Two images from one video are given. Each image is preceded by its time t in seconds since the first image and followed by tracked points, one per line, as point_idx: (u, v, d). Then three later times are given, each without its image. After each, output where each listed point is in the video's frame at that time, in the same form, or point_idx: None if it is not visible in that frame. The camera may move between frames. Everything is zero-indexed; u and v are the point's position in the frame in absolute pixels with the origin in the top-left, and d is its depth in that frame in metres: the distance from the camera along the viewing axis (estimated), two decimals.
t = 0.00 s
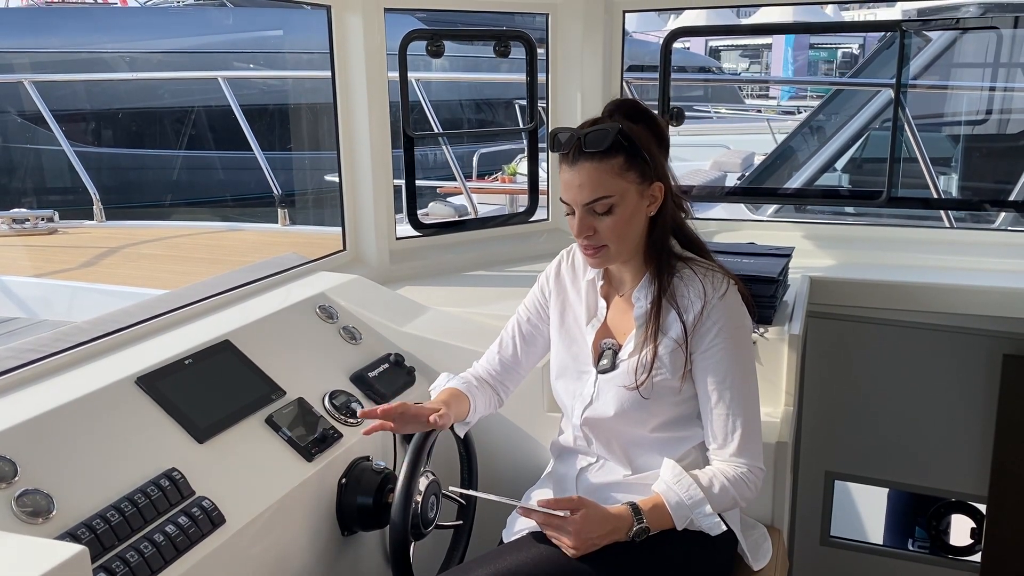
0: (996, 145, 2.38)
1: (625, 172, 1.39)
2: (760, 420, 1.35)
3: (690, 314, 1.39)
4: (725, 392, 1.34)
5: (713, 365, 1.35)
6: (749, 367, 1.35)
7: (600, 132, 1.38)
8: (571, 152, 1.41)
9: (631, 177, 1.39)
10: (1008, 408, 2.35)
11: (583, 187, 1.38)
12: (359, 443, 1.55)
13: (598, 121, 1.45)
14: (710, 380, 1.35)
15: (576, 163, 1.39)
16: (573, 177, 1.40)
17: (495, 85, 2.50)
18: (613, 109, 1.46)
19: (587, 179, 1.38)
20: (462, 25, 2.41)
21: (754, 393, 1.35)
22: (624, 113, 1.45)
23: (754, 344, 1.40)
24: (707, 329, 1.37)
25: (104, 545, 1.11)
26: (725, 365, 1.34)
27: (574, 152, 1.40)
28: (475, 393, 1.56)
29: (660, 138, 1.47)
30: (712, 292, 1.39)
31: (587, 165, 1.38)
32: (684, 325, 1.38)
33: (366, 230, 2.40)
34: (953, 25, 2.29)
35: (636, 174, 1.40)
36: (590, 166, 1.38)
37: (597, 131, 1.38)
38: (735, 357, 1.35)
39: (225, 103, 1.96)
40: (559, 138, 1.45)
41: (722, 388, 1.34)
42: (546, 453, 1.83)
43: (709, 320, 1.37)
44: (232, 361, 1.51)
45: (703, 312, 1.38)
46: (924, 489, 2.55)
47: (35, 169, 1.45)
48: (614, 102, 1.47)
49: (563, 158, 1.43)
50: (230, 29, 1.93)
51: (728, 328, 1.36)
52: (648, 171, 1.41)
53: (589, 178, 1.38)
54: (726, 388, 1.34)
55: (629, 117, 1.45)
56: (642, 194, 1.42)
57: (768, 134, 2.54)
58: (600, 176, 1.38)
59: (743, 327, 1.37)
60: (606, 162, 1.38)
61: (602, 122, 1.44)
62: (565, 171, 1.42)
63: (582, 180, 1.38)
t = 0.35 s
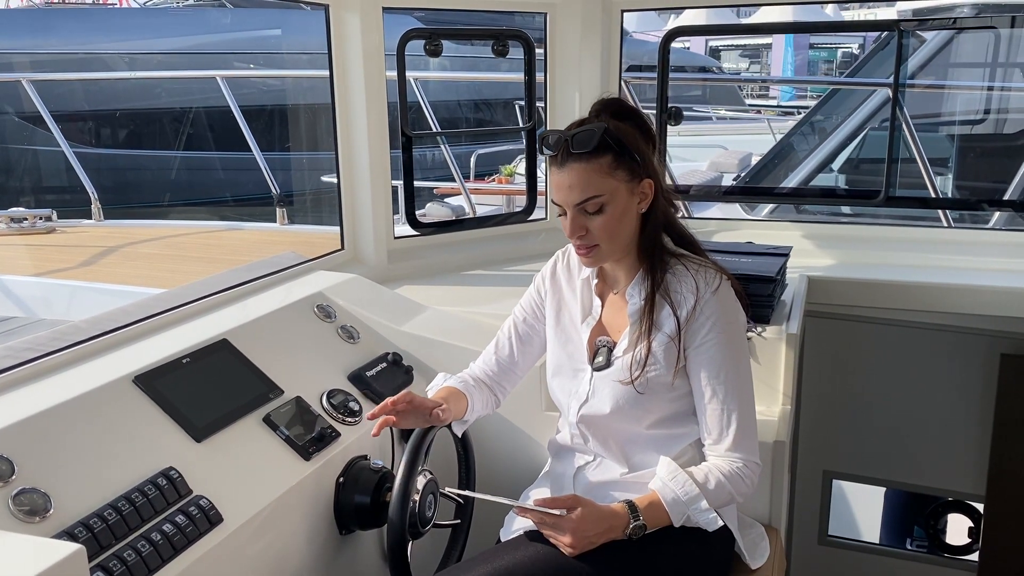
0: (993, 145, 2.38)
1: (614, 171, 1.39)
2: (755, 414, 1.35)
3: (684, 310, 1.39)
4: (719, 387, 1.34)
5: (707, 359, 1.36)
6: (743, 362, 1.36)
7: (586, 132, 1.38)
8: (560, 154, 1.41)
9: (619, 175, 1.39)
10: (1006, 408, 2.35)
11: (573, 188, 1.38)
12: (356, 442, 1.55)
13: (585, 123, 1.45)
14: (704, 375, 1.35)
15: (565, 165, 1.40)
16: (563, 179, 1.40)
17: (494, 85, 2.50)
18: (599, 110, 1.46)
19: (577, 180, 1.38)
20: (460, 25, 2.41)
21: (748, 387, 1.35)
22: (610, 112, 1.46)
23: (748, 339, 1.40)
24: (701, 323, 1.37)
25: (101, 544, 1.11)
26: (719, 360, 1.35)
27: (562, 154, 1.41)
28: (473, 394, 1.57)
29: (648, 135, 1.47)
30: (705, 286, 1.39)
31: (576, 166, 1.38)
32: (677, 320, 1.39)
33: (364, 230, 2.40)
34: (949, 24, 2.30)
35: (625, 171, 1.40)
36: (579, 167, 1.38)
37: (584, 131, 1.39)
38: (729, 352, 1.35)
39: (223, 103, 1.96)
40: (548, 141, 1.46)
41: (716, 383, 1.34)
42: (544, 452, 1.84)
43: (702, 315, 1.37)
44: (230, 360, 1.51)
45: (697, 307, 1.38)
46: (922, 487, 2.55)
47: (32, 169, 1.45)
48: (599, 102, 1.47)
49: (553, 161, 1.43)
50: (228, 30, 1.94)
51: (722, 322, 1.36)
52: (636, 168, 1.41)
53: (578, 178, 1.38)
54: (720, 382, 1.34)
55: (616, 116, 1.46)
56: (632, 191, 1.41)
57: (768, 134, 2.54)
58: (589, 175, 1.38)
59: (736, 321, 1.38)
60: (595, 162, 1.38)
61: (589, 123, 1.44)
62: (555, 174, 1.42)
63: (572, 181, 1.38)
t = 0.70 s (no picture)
0: (992, 141, 2.38)
1: (611, 166, 1.39)
2: (755, 409, 1.35)
3: (683, 305, 1.39)
4: (718, 382, 1.34)
5: (706, 354, 1.36)
6: (742, 356, 1.36)
7: (584, 128, 1.38)
8: (558, 148, 1.41)
9: (617, 170, 1.39)
10: (1004, 404, 2.35)
11: (570, 183, 1.38)
12: (355, 438, 1.55)
13: (584, 118, 1.45)
14: (703, 370, 1.36)
15: (562, 160, 1.39)
16: (560, 173, 1.40)
17: (492, 82, 2.49)
18: (598, 106, 1.46)
19: (574, 174, 1.38)
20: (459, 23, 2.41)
21: (748, 382, 1.35)
22: (609, 109, 1.46)
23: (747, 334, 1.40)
24: (701, 318, 1.37)
25: (101, 540, 1.11)
26: (719, 354, 1.35)
27: (560, 149, 1.40)
28: (474, 390, 1.57)
29: (646, 132, 1.47)
30: (704, 282, 1.39)
31: (574, 161, 1.38)
32: (677, 315, 1.39)
33: (363, 227, 2.40)
34: (948, 21, 2.30)
35: (622, 167, 1.40)
36: (576, 162, 1.38)
37: (582, 127, 1.38)
38: (728, 347, 1.35)
39: (222, 101, 1.96)
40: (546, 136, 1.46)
41: (715, 377, 1.34)
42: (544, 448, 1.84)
43: (701, 310, 1.37)
44: (229, 357, 1.51)
45: (696, 302, 1.38)
46: (920, 483, 2.55)
47: (31, 166, 1.45)
48: (598, 98, 1.48)
49: (550, 155, 1.43)
50: (227, 27, 1.94)
51: (721, 317, 1.36)
52: (633, 164, 1.41)
53: (575, 173, 1.38)
54: (719, 377, 1.34)
55: (615, 113, 1.46)
56: (630, 187, 1.42)
57: (768, 134, 2.54)
58: (587, 171, 1.38)
59: (736, 316, 1.38)
60: (592, 157, 1.38)
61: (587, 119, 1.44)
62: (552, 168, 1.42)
63: (569, 176, 1.38)
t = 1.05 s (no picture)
0: (993, 137, 2.37)
1: (646, 150, 1.41)
2: (752, 403, 1.36)
3: (680, 300, 1.40)
4: (716, 376, 1.34)
5: (703, 349, 1.36)
6: (739, 351, 1.36)
7: (629, 105, 1.40)
8: (596, 120, 1.42)
9: (648, 157, 1.42)
10: (1005, 400, 2.35)
11: (605, 154, 1.39)
12: (356, 436, 1.55)
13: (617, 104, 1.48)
14: (700, 366, 1.36)
15: (600, 132, 1.40)
16: (596, 144, 1.40)
17: (491, 80, 2.49)
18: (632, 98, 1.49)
19: (610, 149, 1.39)
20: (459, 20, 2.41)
21: (745, 376, 1.35)
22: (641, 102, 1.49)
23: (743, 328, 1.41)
24: (697, 313, 1.37)
25: (102, 538, 1.11)
26: (716, 349, 1.35)
27: (601, 118, 1.41)
28: (474, 388, 1.57)
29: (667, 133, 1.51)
30: (700, 277, 1.40)
31: (614, 133, 1.40)
32: (673, 311, 1.39)
33: (363, 225, 2.40)
34: (949, 16, 2.30)
35: (653, 156, 1.43)
36: (616, 136, 1.40)
37: (628, 104, 1.41)
38: (725, 341, 1.35)
39: (223, 100, 1.96)
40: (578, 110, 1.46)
41: (712, 372, 1.34)
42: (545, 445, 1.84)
43: (697, 305, 1.38)
44: (229, 354, 1.51)
45: (692, 297, 1.39)
46: (921, 479, 2.55)
47: (30, 165, 1.44)
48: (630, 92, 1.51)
49: (582, 126, 1.43)
50: (225, 26, 1.94)
51: (718, 312, 1.37)
52: (660, 157, 1.45)
53: (613, 146, 1.39)
54: (716, 372, 1.34)
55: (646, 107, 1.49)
56: (653, 178, 1.44)
57: (769, 133, 2.55)
58: (624, 147, 1.40)
59: (732, 310, 1.38)
60: (633, 135, 1.40)
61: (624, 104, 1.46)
62: (587, 136, 1.42)
63: (606, 148, 1.39)
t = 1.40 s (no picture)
0: (992, 135, 2.37)
1: (669, 149, 1.42)
2: (756, 403, 1.36)
3: (687, 298, 1.40)
4: (721, 374, 1.34)
5: (709, 347, 1.36)
6: (745, 350, 1.36)
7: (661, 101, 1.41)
8: (627, 111, 1.42)
9: (671, 156, 1.42)
10: (1005, 398, 2.35)
11: (631, 146, 1.40)
12: (357, 435, 1.55)
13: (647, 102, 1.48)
14: (706, 364, 1.36)
15: (629, 123, 1.41)
16: (623, 134, 1.40)
17: (491, 79, 2.49)
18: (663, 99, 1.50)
19: (636, 141, 1.40)
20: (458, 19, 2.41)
21: (750, 376, 1.35)
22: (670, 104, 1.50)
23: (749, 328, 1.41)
24: (704, 312, 1.38)
25: (103, 537, 1.11)
26: (721, 348, 1.35)
27: (632, 109, 1.41)
28: (476, 387, 1.57)
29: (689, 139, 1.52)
30: (708, 276, 1.40)
31: (642, 126, 1.40)
32: (681, 308, 1.39)
33: (362, 224, 2.40)
34: (948, 14, 2.30)
35: (675, 157, 1.43)
36: (644, 129, 1.40)
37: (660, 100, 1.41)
38: (731, 340, 1.36)
39: (222, 99, 1.96)
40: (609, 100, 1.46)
41: (718, 371, 1.35)
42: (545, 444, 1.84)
43: (705, 303, 1.38)
44: (230, 354, 1.51)
45: (700, 295, 1.39)
46: (921, 477, 2.56)
47: (29, 166, 1.44)
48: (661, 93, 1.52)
49: (612, 116, 1.43)
50: (225, 26, 1.94)
51: (724, 311, 1.37)
52: (681, 160, 1.45)
53: (640, 139, 1.40)
54: (722, 371, 1.34)
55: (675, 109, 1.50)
56: (674, 178, 1.45)
57: (770, 132, 2.55)
58: (650, 142, 1.40)
59: (738, 310, 1.38)
60: (661, 132, 1.41)
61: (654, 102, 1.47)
62: (615, 124, 1.42)
63: (633, 140, 1.40)
